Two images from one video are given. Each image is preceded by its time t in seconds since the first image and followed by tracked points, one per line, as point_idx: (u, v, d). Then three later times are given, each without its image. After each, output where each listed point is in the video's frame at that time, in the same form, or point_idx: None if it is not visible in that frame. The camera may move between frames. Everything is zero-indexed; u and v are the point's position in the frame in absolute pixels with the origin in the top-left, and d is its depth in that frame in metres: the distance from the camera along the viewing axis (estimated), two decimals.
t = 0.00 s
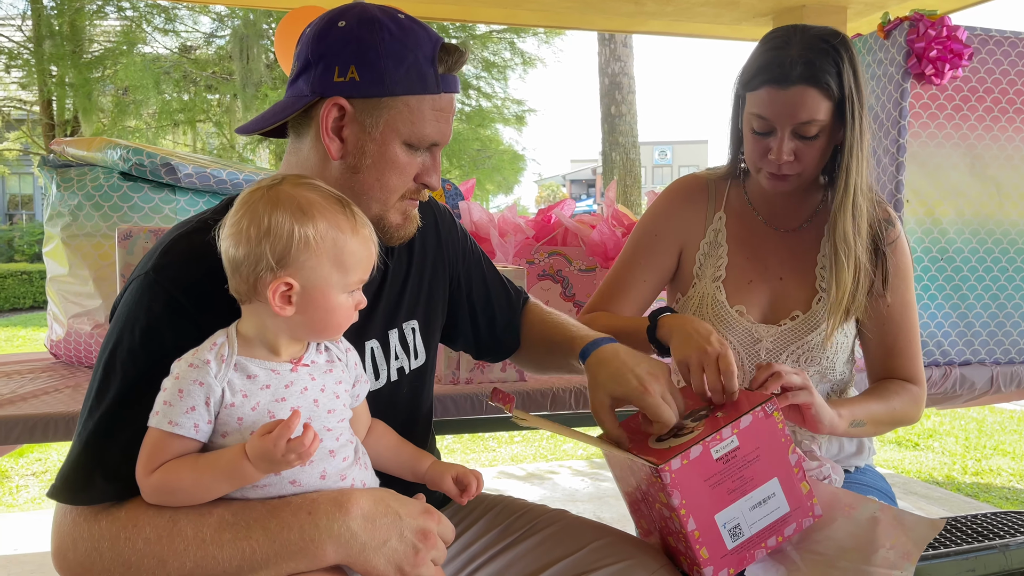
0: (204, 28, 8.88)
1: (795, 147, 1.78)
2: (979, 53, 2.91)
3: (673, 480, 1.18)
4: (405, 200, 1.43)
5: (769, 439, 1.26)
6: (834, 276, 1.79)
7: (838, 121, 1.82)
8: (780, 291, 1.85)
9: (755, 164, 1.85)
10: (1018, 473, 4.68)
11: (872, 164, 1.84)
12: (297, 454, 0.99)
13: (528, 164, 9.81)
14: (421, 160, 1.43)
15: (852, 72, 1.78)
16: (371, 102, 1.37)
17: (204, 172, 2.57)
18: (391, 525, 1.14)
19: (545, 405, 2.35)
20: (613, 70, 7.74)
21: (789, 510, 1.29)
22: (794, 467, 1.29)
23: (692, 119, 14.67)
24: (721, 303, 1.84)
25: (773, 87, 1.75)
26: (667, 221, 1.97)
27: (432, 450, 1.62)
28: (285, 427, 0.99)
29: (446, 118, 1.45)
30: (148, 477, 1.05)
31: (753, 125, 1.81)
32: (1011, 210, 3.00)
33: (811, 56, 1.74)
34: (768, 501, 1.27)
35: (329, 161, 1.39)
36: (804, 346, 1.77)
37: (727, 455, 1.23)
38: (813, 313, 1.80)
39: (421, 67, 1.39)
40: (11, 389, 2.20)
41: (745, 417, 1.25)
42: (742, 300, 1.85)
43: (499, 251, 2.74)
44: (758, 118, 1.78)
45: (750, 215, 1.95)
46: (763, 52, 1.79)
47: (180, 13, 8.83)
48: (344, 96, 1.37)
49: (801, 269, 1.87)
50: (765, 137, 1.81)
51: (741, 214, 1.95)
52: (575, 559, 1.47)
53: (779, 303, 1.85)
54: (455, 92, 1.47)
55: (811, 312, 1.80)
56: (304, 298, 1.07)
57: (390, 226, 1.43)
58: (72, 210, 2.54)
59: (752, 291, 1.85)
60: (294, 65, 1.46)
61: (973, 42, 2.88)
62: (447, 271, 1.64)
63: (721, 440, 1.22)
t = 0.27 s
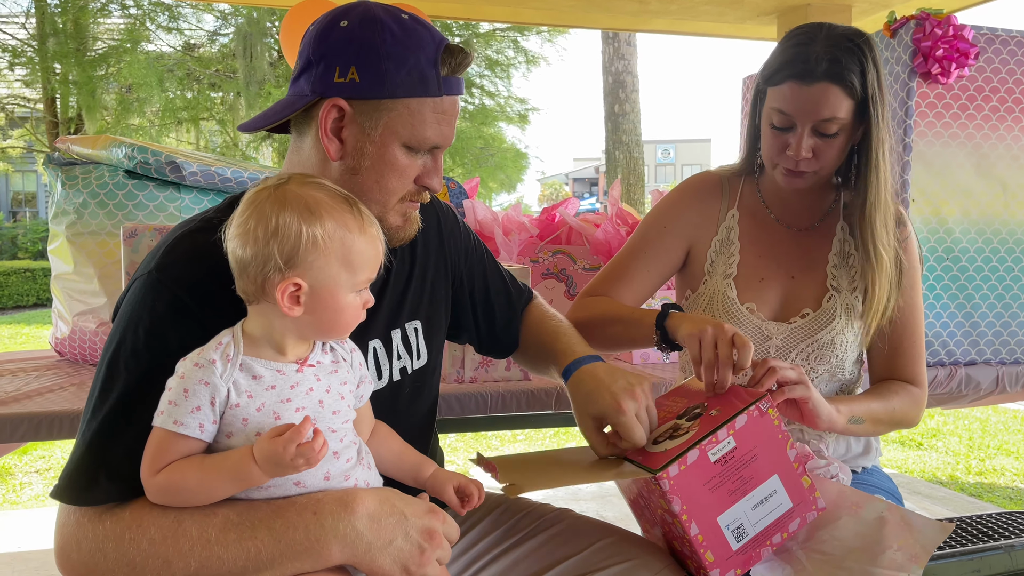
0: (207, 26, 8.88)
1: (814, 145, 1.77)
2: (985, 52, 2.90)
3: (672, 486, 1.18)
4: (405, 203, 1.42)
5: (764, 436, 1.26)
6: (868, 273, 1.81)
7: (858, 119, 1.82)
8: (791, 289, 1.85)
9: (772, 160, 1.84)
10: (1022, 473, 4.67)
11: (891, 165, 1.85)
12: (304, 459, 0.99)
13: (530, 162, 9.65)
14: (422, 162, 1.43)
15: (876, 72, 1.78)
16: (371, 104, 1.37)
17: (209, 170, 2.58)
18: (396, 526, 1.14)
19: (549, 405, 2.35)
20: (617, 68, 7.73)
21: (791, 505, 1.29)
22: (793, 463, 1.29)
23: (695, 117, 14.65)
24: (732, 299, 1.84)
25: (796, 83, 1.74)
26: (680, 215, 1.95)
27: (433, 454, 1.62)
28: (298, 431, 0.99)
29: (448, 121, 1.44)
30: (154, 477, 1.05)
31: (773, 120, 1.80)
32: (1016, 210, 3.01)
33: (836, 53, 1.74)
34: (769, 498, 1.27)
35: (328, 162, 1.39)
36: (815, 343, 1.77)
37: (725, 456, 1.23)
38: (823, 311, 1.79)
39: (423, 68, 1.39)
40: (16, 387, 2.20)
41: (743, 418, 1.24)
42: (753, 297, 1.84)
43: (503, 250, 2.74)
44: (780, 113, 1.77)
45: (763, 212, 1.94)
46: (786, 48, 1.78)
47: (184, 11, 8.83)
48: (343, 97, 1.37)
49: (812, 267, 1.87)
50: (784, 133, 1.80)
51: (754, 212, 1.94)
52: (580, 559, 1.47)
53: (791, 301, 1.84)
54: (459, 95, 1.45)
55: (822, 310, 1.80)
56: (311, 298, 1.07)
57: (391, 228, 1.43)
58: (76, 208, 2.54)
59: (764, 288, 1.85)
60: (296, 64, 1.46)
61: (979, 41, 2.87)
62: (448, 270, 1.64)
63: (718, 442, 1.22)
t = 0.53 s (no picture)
0: (210, 24, 8.89)
1: (823, 145, 1.77)
2: (990, 52, 2.89)
3: (698, 476, 1.17)
4: (403, 207, 1.43)
5: (794, 446, 1.26)
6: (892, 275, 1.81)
7: (869, 120, 1.81)
8: (799, 289, 1.85)
9: (781, 160, 1.84)
10: None
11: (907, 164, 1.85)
12: (300, 470, 1.00)
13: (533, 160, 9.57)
14: (421, 167, 1.42)
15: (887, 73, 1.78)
16: (367, 109, 1.37)
17: (212, 169, 2.57)
18: (392, 526, 1.14)
19: (551, 404, 2.36)
20: (620, 67, 7.72)
21: (804, 519, 1.30)
22: (814, 477, 1.30)
23: (698, 116, 14.64)
24: (739, 298, 1.84)
25: (807, 83, 1.74)
26: (688, 213, 1.94)
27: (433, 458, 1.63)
28: (295, 443, 1.00)
29: (446, 127, 1.43)
30: (150, 477, 1.05)
31: (782, 120, 1.80)
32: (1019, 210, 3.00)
33: (846, 55, 1.73)
34: (786, 507, 1.27)
35: (326, 164, 1.40)
36: (824, 342, 1.77)
37: (754, 457, 1.22)
38: (831, 310, 1.80)
39: (422, 74, 1.38)
40: (19, 385, 2.21)
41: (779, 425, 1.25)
42: (760, 297, 1.84)
43: (506, 249, 2.72)
44: (789, 113, 1.77)
45: (771, 212, 1.94)
46: (796, 48, 1.77)
47: (187, 9, 8.83)
48: (341, 101, 1.37)
49: (819, 267, 1.87)
50: (793, 133, 1.80)
51: (762, 211, 1.94)
52: (580, 560, 1.47)
53: (797, 302, 1.85)
54: (460, 100, 1.46)
55: (829, 310, 1.80)
56: (307, 301, 1.07)
57: (389, 231, 1.43)
58: (80, 207, 2.54)
59: (771, 288, 1.85)
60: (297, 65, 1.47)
61: (983, 41, 2.87)
62: (451, 268, 1.64)
63: (749, 442, 1.22)
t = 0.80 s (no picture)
0: (212, 21, 8.89)
1: (828, 142, 1.77)
2: (993, 50, 2.89)
3: (743, 472, 1.17)
4: (413, 203, 1.43)
5: (833, 463, 1.25)
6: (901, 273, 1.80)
7: (875, 117, 1.81)
8: (805, 288, 1.85)
9: (786, 156, 1.84)
10: None
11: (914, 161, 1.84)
12: (303, 476, 1.01)
13: (535, 157, 9.55)
14: (428, 162, 1.43)
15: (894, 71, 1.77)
16: (376, 108, 1.37)
17: (214, 166, 2.57)
18: (397, 523, 1.14)
19: (553, 402, 2.34)
20: (622, 65, 7.71)
21: (818, 536, 1.28)
22: (840, 499, 1.28)
23: (699, 114, 14.62)
24: (742, 297, 1.82)
25: (813, 79, 1.73)
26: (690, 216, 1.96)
27: (437, 454, 1.63)
28: (299, 451, 1.01)
29: (454, 122, 1.44)
30: (154, 478, 1.05)
31: (787, 115, 1.80)
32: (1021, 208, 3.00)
33: (853, 51, 1.73)
34: (808, 522, 1.26)
35: (334, 165, 1.40)
36: (828, 340, 1.77)
37: (795, 467, 1.21)
38: (836, 308, 1.79)
39: (428, 70, 1.38)
40: (22, 381, 2.21)
41: (825, 442, 1.23)
42: (765, 294, 1.84)
43: (507, 247, 2.75)
44: (795, 109, 1.77)
45: (775, 210, 1.94)
46: (804, 44, 1.77)
47: (188, 5, 8.83)
48: (348, 101, 1.37)
49: (824, 264, 1.87)
50: (799, 129, 1.79)
51: (765, 209, 1.94)
52: (582, 556, 1.47)
53: (803, 300, 1.84)
54: (464, 94, 1.47)
55: (834, 308, 1.80)
56: (304, 300, 1.07)
57: (397, 228, 1.43)
58: (82, 203, 2.54)
59: (776, 285, 1.85)
60: (299, 65, 1.45)
61: (987, 39, 2.86)
62: (454, 265, 1.64)
63: (796, 451, 1.21)
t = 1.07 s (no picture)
0: (213, 18, 8.89)
1: (816, 134, 1.77)
2: (993, 49, 2.88)
3: (734, 470, 1.17)
4: (425, 201, 1.43)
5: (823, 458, 1.26)
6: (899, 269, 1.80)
7: (864, 110, 1.81)
8: (799, 283, 1.86)
9: (777, 149, 1.84)
10: None
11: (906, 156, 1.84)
12: (305, 474, 1.01)
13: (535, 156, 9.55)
14: (441, 158, 1.43)
15: (882, 63, 1.78)
16: (389, 104, 1.37)
17: (214, 163, 2.57)
18: (397, 521, 1.15)
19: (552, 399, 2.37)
20: (622, 63, 7.71)
21: (817, 531, 1.29)
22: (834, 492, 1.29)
23: (700, 112, 14.62)
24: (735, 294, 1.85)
25: (801, 72, 1.74)
26: (684, 221, 1.99)
27: (437, 455, 1.64)
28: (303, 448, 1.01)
29: (465, 116, 1.44)
30: (155, 470, 1.05)
31: (777, 109, 1.80)
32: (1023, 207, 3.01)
33: (840, 43, 1.74)
34: (804, 516, 1.26)
35: (348, 163, 1.39)
36: (822, 336, 1.79)
37: (787, 462, 1.22)
38: (829, 304, 1.80)
39: (440, 65, 1.39)
40: (21, 378, 2.21)
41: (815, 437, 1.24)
42: (758, 291, 1.86)
43: (508, 244, 2.77)
44: (783, 102, 1.77)
45: (768, 206, 1.95)
46: (793, 37, 1.79)
47: (189, 3, 8.83)
48: (362, 99, 1.37)
49: (818, 261, 1.87)
50: (788, 122, 1.79)
51: (758, 205, 1.95)
52: (581, 554, 1.47)
53: (797, 295, 1.86)
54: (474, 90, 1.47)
55: (828, 303, 1.81)
56: (310, 297, 1.07)
57: (408, 227, 1.43)
58: (82, 200, 2.54)
59: (770, 282, 1.86)
60: (310, 65, 1.45)
61: (988, 38, 2.86)
62: (457, 266, 1.64)
63: (787, 447, 1.22)
